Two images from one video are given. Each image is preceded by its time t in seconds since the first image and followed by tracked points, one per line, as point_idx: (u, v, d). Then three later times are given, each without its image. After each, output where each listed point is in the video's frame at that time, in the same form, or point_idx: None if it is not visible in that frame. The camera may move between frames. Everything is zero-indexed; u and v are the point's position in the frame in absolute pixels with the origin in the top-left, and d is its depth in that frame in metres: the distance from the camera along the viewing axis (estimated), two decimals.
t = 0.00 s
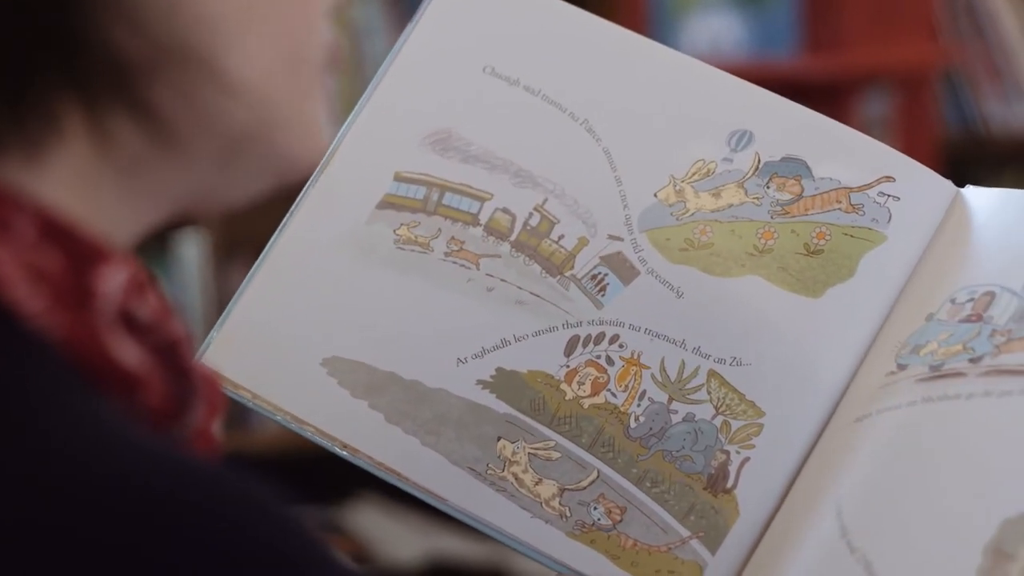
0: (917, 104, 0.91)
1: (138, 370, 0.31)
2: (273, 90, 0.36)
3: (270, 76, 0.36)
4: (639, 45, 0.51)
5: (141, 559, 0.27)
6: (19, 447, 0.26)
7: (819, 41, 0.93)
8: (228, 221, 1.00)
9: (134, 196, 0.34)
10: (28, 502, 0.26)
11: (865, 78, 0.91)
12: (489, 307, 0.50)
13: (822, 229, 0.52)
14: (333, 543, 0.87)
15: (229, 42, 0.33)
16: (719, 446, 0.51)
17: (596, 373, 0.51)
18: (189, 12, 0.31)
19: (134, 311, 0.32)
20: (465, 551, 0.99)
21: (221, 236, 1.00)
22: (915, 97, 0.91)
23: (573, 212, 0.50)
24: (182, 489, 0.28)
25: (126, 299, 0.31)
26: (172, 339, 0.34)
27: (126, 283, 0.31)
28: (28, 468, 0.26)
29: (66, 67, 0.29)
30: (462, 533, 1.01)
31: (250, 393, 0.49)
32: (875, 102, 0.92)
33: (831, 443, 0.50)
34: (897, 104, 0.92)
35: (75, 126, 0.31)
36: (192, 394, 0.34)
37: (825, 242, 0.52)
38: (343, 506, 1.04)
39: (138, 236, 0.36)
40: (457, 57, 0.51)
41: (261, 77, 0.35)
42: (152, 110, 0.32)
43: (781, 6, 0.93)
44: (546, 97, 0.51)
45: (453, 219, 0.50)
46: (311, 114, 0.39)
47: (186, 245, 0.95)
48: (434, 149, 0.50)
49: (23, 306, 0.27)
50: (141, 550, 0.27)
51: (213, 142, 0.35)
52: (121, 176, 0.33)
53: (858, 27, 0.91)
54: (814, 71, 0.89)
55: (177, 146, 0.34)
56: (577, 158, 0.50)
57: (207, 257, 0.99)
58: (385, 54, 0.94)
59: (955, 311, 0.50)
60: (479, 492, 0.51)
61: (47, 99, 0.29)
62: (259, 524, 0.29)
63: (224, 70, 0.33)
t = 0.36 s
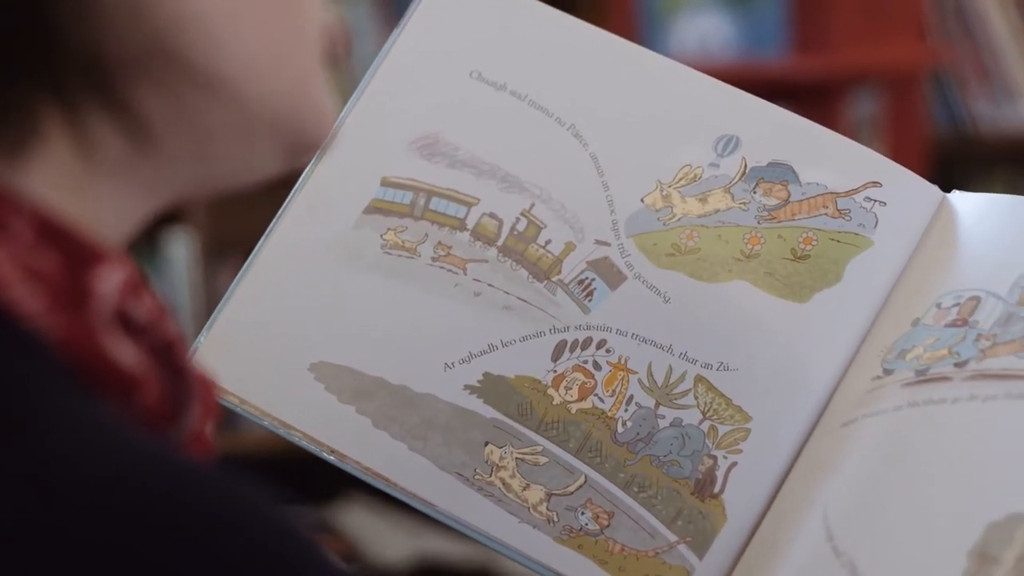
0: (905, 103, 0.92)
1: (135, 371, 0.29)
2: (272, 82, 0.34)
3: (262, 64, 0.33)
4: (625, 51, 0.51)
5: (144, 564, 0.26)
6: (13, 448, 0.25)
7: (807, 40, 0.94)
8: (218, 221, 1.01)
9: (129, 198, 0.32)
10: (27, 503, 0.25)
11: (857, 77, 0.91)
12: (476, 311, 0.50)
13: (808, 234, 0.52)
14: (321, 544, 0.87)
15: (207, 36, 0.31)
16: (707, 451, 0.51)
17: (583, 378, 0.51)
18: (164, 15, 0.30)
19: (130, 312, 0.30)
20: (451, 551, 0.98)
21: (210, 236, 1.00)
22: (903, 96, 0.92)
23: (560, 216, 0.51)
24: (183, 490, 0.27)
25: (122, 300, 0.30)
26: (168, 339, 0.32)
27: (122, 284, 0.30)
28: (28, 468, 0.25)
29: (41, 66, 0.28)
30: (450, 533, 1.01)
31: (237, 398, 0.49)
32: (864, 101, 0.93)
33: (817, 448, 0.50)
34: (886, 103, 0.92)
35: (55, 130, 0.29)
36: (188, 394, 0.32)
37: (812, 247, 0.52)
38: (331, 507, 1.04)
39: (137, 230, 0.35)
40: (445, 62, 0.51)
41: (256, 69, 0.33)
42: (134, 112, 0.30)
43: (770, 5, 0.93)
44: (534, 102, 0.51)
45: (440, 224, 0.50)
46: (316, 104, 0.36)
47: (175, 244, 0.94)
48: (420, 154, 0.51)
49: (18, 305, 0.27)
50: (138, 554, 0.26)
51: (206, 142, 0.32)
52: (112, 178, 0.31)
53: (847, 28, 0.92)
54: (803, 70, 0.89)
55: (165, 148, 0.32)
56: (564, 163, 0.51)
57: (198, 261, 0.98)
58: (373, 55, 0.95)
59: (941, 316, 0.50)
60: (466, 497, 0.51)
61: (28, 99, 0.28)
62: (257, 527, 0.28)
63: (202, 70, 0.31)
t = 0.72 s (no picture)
0: (887, 104, 0.89)
1: (122, 376, 0.30)
2: (258, 86, 0.36)
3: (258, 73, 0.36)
4: (619, 53, 0.51)
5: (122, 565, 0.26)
6: (8, 449, 0.25)
7: (793, 36, 0.93)
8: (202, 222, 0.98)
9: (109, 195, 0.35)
10: (27, 502, 0.25)
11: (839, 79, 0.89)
12: (467, 312, 0.50)
13: (800, 237, 0.52)
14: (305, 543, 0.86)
15: (196, 41, 0.33)
16: (696, 452, 0.51)
17: (573, 379, 0.51)
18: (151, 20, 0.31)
19: (117, 317, 0.31)
20: (438, 552, 0.96)
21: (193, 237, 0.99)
22: (886, 95, 0.89)
23: (552, 217, 0.51)
24: (170, 497, 0.27)
25: (111, 306, 0.31)
26: (155, 346, 0.33)
27: (111, 287, 0.31)
28: (26, 468, 0.25)
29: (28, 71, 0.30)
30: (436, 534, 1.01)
31: (229, 396, 0.49)
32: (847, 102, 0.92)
33: (807, 451, 0.50)
34: (869, 104, 0.91)
35: (40, 132, 0.31)
36: (172, 397, 0.33)
37: (803, 250, 0.52)
38: (316, 507, 1.03)
39: (127, 232, 0.38)
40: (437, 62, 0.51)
41: (241, 81, 0.35)
42: (115, 113, 0.32)
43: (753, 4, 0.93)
44: (527, 104, 0.51)
45: (432, 224, 0.50)
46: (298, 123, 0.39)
47: (158, 245, 0.96)
48: (412, 154, 0.51)
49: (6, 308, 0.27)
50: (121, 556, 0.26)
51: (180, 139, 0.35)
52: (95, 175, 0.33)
53: (831, 27, 0.90)
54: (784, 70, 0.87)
55: (142, 146, 0.34)
56: (556, 164, 0.51)
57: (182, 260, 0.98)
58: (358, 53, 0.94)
59: (931, 320, 0.50)
60: (456, 497, 0.51)
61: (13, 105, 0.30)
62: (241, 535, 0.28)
63: (191, 71, 0.33)
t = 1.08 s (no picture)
0: (865, 100, 0.91)
1: (108, 370, 0.26)
2: (236, 78, 0.30)
3: (232, 60, 0.30)
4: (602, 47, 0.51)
5: (117, 565, 0.24)
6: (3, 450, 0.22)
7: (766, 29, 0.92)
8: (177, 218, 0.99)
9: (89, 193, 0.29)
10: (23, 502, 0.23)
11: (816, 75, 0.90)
12: (449, 306, 0.50)
13: (782, 233, 0.52)
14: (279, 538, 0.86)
15: (155, 33, 0.27)
16: (678, 448, 0.51)
17: (555, 374, 0.51)
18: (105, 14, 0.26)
19: (103, 313, 0.26)
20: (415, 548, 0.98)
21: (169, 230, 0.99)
22: (864, 91, 0.91)
23: (534, 212, 0.51)
24: (171, 505, 0.25)
25: (97, 300, 0.26)
26: (142, 339, 0.28)
27: (96, 282, 0.26)
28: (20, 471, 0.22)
29: None
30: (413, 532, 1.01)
31: (208, 390, 0.49)
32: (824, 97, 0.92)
33: (790, 447, 0.50)
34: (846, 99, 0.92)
35: None
36: (162, 396, 0.29)
37: (786, 246, 0.52)
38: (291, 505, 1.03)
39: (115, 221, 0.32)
40: (421, 55, 0.51)
41: (212, 70, 0.29)
42: (80, 104, 0.27)
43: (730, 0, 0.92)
44: (511, 99, 0.50)
45: (414, 219, 0.50)
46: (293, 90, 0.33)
47: (135, 242, 0.97)
48: (395, 147, 0.50)
49: None
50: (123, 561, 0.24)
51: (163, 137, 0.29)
52: (72, 177, 0.28)
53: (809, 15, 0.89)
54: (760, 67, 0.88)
55: (118, 140, 0.28)
56: (539, 159, 0.50)
57: (156, 256, 0.99)
58: (335, 51, 0.94)
59: (913, 317, 0.50)
60: (437, 492, 0.50)
61: None
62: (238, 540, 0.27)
63: (155, 66, 0.27)
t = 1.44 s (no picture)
0: (835, 92, 0.89)
1: (72, 365, 0.27)
2: (197, 95, 0.31)
3: (199, 76, 0.31)
4: (571, 39, 0.51)
5: (108, 566, 0.25)
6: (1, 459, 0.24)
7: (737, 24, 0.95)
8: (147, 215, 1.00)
9: (83, 215, 0.33)
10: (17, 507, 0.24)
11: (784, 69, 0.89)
12: (420, 297, 0.50)
13: (751, 224, 0.52)
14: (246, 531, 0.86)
15: (129, 41, 0.29)
16: (648, 439, 0.51)
17: (526, 364, 0.51)
18: (71, 9, 0.27)
19: (70, 310, 0.28)
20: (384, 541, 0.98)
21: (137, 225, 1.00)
22: (834, 83, 0.89)
23: (505, 203, 0.51)
24: (137, 498, 0.26)
25: (62, 297, 0.27)
26: (108, 337, 0.30)
27: (64, 281, 0.28)
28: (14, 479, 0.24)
29: None
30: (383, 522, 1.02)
31: (177, 381, 0.49)
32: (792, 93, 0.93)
33: (761, 437, 0.50)
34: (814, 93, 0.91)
35: None
36: (125, 392, 0.30)
37: (755, 236, 0.52)
38: (258, 502, 1.03)
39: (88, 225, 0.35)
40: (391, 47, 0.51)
41: (192, 72, 0.31)
42: (52, 117, 0.29)
43: None
44: (482, 90, 0.51)
45: (385, 210, 0.50)
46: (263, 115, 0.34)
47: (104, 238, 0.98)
48: (365, 138, 0.50)
49: None
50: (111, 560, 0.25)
51: (128, 147, 0.31)
52: (33, 186, 0.30)
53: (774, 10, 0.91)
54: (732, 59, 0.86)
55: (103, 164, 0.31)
56: (510, 150, 0.51)
57: (125, 251, 0.99)
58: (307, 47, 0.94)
59: (884, 307, 0.50)
60: (408, 482, 0.51)
61: None
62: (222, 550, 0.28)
63: (122, 77, 0.29)
